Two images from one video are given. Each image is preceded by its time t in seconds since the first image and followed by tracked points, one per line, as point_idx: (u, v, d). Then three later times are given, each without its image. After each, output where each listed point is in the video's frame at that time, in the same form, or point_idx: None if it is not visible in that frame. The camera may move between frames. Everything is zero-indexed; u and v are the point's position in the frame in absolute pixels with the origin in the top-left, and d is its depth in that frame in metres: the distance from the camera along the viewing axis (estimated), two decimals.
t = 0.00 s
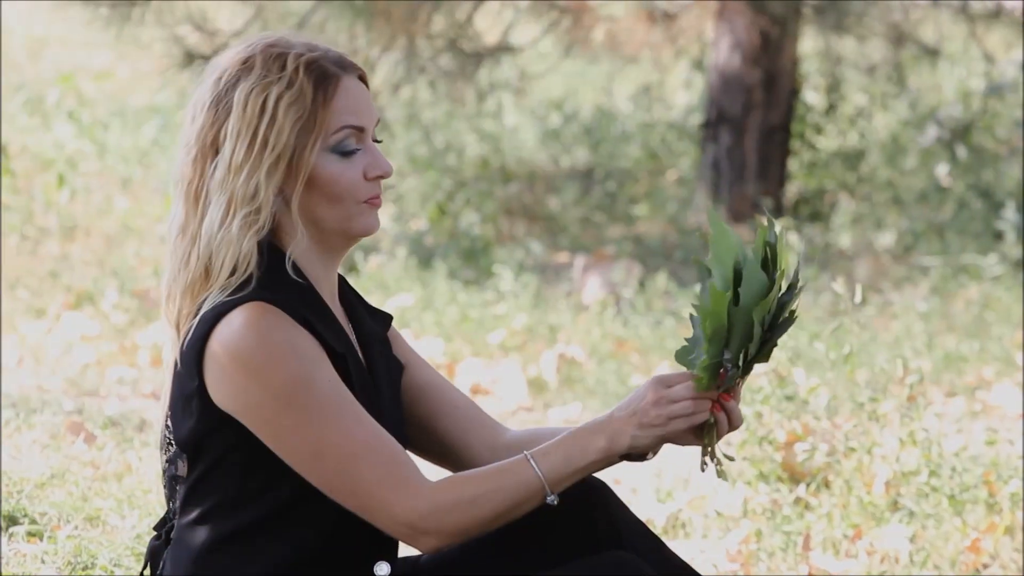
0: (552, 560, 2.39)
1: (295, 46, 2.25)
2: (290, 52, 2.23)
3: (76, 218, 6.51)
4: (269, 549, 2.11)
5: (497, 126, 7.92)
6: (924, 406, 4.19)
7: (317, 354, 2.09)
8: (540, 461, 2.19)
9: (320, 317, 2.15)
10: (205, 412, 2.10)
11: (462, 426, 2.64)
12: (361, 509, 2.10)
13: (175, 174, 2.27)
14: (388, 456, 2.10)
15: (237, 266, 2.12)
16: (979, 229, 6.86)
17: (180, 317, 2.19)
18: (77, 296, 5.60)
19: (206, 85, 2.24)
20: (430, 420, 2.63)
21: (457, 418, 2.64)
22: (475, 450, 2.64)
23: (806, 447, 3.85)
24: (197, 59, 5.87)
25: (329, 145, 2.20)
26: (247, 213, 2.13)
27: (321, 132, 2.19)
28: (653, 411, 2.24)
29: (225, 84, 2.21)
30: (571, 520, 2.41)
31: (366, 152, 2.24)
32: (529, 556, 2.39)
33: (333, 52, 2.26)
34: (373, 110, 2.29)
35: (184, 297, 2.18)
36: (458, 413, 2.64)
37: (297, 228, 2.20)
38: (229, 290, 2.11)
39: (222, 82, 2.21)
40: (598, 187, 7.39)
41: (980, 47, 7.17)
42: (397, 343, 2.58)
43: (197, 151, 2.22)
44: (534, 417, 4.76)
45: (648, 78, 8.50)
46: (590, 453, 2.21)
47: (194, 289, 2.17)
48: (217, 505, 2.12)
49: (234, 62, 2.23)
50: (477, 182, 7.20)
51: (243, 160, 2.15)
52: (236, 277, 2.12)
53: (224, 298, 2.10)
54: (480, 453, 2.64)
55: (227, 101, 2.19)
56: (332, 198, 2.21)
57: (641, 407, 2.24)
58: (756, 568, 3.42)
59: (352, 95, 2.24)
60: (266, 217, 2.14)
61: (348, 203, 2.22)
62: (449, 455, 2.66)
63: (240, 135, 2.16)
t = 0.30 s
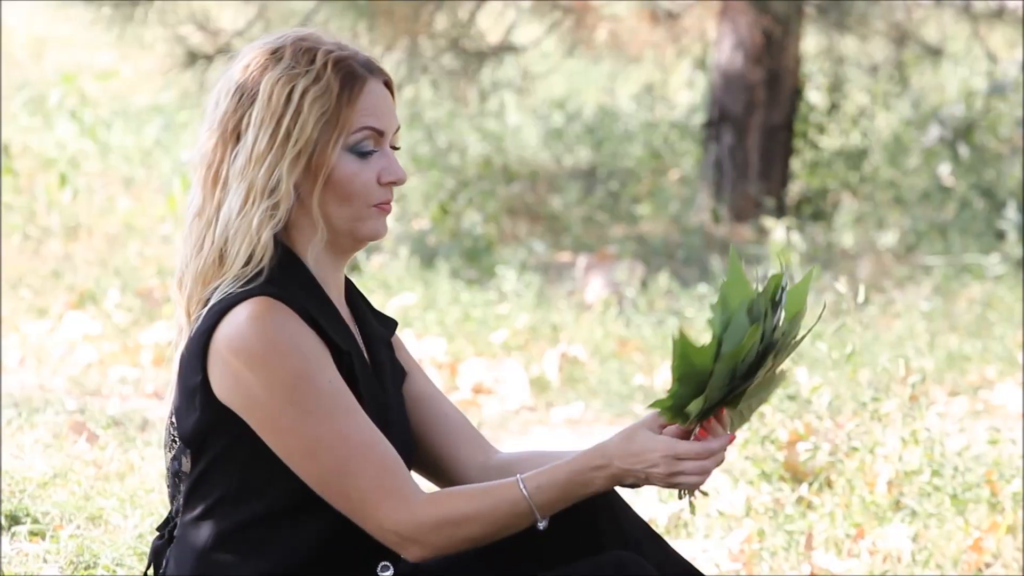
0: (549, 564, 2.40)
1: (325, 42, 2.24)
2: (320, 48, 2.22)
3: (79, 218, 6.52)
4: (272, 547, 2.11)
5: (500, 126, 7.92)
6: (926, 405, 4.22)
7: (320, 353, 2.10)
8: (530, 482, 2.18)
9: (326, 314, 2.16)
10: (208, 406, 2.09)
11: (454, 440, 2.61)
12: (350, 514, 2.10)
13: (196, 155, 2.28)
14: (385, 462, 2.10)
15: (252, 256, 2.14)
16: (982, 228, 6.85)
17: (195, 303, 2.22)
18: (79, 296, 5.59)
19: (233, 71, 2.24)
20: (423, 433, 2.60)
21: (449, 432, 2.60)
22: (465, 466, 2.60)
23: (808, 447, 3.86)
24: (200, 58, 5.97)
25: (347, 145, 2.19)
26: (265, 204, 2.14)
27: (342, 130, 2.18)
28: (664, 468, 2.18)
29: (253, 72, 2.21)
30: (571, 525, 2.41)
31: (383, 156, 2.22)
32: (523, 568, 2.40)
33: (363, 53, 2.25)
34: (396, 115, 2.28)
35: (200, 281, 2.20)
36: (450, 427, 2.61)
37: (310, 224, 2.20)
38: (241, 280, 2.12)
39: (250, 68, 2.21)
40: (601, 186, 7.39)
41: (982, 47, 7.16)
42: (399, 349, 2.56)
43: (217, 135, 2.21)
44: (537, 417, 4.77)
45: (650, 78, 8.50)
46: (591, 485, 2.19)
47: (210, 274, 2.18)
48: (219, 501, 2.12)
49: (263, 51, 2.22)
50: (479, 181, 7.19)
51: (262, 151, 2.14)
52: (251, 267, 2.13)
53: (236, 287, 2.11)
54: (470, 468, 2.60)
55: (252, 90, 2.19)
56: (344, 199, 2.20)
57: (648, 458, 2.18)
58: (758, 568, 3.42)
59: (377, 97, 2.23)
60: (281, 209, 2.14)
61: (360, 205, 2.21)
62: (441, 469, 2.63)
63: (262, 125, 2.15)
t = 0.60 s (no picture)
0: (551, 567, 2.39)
1: (342, 47, 2.23)
2: (336, 53, 2.21)
3: (78, 219, 6.52)
4: (271, 549, 2.12)
5: (500, 127, 7.92)
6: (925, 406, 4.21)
7: (321, 357, 2.10)
8: (525, 498, 2.18)
9: (327, 317, 2.16)
10: (208, 406, 2.09)
11: (453, 445, 2.60)
12: (345, 519, 2.10)
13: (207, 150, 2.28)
14: (383, 471, 2.10)
15: (254, 258, 2.14)
16: (981, 229, 6.85)
17: (197, 300, 2.22)
18: (78, 297, 5.59)
19: (248, 70, 2.23)
20: (421, 437, 2.60)
21: (448, 437, 2.60)
22: (464, 472, 2.60)
23: (807, 448, 3.86)
24: (198, 59, 5.96)
25: (354, 152, 2.18)
26: (268, 207, 2.14)
27: (350, 137, 2.17)
28: (662, 478, 2.16)
29: (267, 73, 2.20)
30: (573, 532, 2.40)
31: (390, 166, 2.21)
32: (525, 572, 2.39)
33: (380, 60, 2.24)
34: (408, 124, 2.26)
35: (203, 279, 2.20)
36: (450, 431, 2.60)
37: (313, 229, 2.20)
38: (244, 281, 2.13)
39: (264, 68, 2.21)
40: (600, 188, 7.38)
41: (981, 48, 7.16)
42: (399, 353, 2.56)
43: (227, 133, 2.21)
44: (536, 418, 4.78)
45: (649, 79, 8.50)
46: (585, 505, 2.18)
47: (212, 273, 2.19)
48: (219, 502, 2.12)
49: (278, 52, 2.21)
50: (478, 183, 7.19)
51: (268, 153, 2.14)
52: (254, 270, 2.13)
53: (238, 288, 2.12)
54: (469, 474, 2.60)
55: (264, 91, 2.19)
56: (348, 206, 2.19)
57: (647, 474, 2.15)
58: (757, 569, 3.42)
59: (389, 106, 2.22)
60: (285, 213, 2.14)
61: (363, 213, 2.20)
62: (440, 473, 2.63)
63: (270, 128, 2.15)
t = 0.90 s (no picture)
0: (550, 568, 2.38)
1: (340, 50, 2.22)
2: (334, 56, 2.20)
3: (79, 220, 6.53)
4: (272, 550, 2.12)
5: (501, 127, 7.93)
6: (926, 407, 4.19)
7: (321, 358, 2.10)
8: (520, 500, 2.17)
9: (328, 318, 2.16)
10: (208, 407, 2.10)
11: (453, 448, 2.60)
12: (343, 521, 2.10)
13: (208, 152, 2.28)
14: (381, 473, 2.09)
15: (253, 261, 2.15)
16: (983, 229, 6.85)
17: (196, 301, 2.22)
18: (80, 297, 5.58)
19: (247, 73, 2.23)
20: (422, 439, 2.60)
21: (449, 440, 2.60)
22: (464, 475, 2.60)
23: (809, 448, 3.85)
24: (199, 59, 5.96)
25: (351, 157, 2.18)
26: (264, 212, 2.14)
27: (345, 141, 2.16)
28: (652, 475, 2.14)
29: (264, 77, 2.20)
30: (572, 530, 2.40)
31: (388, 169, 2.20)
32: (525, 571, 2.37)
33: (378, 63, 2.23)
34: (407, 127, 2.25)
35: (202, 282, 2.21)
36: (451, 434, 2.60)
37: (310, 232, 2.20)
38: (243, 284, 2.13)
39: (261, 72, 2.20)
40: (601, 188, 7.38)
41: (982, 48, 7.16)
42: (401, 355, 2.56)
43: (226, 137, 2.21)
44: (537, 418, 4.78)
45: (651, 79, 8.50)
46: (579, 504, 2.17)
47: (211, 276, 2.19)
48: (221, 503, 2.12)
49: (276, 56, 2.21)
50: (479, 183, 7.19)
51: (264, 158, 2.14)
52: (253, 274, 2.14)
53: (238, 290, 2.12)
54: (468, 477, 2.60)
55: (261, 96, 2.19)
56: (346, 209, 2.19)
57: (637, 472, 2.14)
58: (758, 570, 3.42)
59: (386, 110, 2.21)
60: (280, 218, 2.14)
61: (361, 216, 2.20)
62: (441, 475, 2.63)
63: (267, 132, 2.15)
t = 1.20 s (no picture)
0: (555, 566, 2.40)
1: (336, 51, 2.22)
2: (330, 57, 2.20)
3: (85, 219, 6.54)
4: (277, 547, 2.12)
5: (507, 127, 7.93)
6: (932, 406, 4.16)
7: (323, 356, 2.10)
8: (513, 506, 2.17)
9: (332, 316, 2.16)
10: (212, 406, 2.10)
11: (459, 448, 2.60)
12: (345, 522, 2.10)
13: (208, 154, 2.28)
14: (381, 473, 2.10)
15: (254, 262, 2.15)
16: (989, 229, 6.84)
17: (198, 303, 2.23)
18: (86, 296, 5.59)
19: (244, 75, 2.23)
20: (428, 439, 2.60)
21: (454, 439, 2.60)
22: (469, 475, 2.60)
23: (815, 447, 3.85)
24: (206, 58, 5.96)
25: (349, 157, 2.18)
26: (262, 216, 2.14)
27: (342, 143, 2.16)
28: (646, 486, 2.14)
29: (260, 80, 2.20)
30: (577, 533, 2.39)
31: (386, 169, 2.20)
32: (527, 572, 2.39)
33: (374, 63, 2.22)
34: (404, 126, 2.25)
35: (203, 284, 2.21)
36: (456, 433, 2.60)
37: (311, 233, 2.20)
38: (244, 285, 2.13)
39: (256, 75, 2.20)
40: (607, 187, 7.38)
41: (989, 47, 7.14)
42: (407, 354, 2.56)
43: (225, 139, 2.22)
44: (543, 417, 4.79)
45: (657, 79, 8.50)
46: (571, 514, 2.17)
47: (212, 278, 2.19)
48: (225, 502, 2.12)
49: (272, 58, 2.21)
50: (485, 182, 7.19)
51: (262, 160, 2.14)
52: (255, 275, 2.14)
53: (240, 289, 2.12)
54: (474, 477, 2.60)
55: (257, 98, 2.19)
56: (345, 210, 2.19)
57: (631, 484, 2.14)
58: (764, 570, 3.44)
59: (383, 110, 2.21)
60: (278, 221, 2.14)
61: (362, 216, 2.20)
62: (445, 474, 2.63)
63: (264, 134, 2.15)
